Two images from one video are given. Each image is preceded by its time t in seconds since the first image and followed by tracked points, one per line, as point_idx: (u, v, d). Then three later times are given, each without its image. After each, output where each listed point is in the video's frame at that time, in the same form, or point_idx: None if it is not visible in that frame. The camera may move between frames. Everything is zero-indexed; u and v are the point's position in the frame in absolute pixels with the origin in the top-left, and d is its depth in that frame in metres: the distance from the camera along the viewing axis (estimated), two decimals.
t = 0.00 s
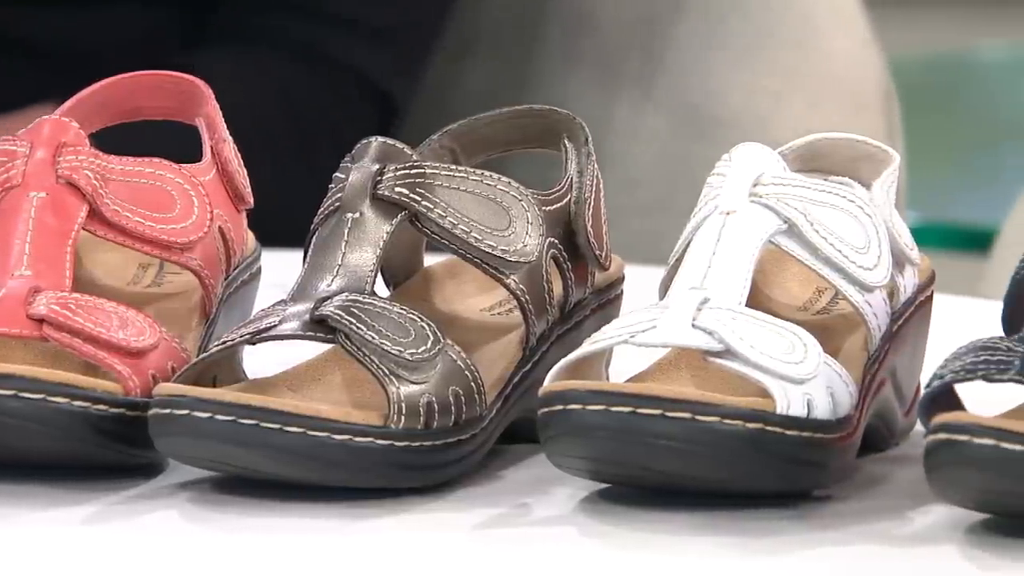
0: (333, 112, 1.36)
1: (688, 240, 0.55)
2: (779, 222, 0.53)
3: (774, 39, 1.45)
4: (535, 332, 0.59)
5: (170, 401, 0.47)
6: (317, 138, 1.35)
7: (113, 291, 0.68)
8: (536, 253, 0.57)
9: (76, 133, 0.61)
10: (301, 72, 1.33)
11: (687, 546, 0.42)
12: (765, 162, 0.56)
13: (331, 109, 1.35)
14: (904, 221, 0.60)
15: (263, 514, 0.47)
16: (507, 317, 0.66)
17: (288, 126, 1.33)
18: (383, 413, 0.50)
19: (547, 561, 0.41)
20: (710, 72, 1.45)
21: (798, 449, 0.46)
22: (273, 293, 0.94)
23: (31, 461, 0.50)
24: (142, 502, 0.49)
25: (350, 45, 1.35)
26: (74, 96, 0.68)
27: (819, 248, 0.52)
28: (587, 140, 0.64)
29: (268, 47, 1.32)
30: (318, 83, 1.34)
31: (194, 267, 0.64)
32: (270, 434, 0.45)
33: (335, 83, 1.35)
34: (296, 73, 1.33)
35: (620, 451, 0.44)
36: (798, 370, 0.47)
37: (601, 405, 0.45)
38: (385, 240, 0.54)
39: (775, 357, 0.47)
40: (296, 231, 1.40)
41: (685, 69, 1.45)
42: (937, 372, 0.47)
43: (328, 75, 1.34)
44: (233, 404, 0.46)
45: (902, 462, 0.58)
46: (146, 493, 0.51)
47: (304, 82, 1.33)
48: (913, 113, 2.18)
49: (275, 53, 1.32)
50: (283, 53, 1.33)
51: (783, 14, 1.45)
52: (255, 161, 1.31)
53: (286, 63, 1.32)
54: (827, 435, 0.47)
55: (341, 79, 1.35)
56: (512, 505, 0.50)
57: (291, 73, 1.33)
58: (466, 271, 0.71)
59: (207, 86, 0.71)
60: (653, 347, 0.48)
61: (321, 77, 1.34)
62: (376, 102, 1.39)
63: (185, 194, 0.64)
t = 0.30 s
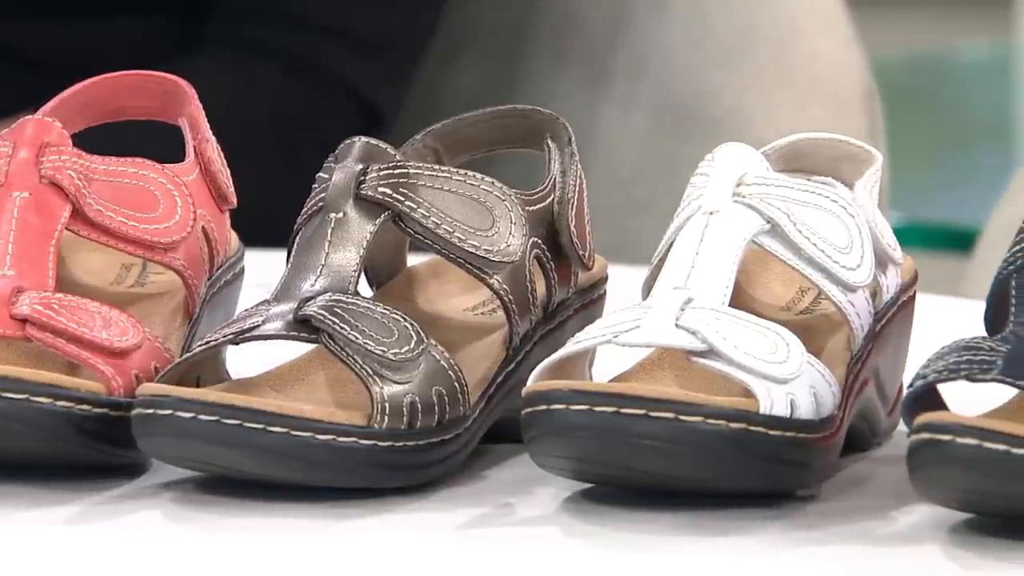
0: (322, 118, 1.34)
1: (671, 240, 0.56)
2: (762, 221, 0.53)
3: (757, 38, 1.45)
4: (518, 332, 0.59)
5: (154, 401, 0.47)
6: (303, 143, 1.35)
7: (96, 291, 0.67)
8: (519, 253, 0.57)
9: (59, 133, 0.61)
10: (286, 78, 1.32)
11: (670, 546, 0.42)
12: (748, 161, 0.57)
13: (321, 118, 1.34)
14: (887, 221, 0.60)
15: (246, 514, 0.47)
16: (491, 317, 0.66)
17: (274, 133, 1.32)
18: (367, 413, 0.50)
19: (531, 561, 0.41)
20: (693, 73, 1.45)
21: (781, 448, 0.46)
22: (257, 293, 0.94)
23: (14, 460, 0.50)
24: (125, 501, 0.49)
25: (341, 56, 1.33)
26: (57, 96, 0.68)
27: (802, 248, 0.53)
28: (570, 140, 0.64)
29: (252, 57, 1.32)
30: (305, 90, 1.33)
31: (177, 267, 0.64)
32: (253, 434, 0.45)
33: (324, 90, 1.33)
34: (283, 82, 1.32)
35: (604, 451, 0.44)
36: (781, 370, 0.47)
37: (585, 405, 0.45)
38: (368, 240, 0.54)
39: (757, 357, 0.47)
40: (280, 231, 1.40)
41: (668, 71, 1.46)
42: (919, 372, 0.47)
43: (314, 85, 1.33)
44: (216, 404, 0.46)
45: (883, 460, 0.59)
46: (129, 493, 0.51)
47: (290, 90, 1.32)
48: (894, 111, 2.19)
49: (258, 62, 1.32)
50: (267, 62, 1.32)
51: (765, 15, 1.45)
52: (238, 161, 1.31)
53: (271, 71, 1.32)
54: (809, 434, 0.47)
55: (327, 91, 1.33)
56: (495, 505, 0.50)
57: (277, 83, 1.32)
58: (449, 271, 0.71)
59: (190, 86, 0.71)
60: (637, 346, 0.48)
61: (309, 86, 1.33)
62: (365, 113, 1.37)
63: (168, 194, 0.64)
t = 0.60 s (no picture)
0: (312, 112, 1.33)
1: (658, 240, 0.56)
2: (749, 221, 0.53)
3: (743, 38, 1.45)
4: (505, 332, 0.59)
5: (140, 401, 0.47)
6: (306, 128, 1.32)
7: (82, 291, 0.67)
8: (506, 253, 0.57)
9: (46, 134, 0.61)
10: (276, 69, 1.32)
11: (657, 546, 0.43)
12: (734, 161, 0.57)
13: (322, 100, 1.33)
14: (873, 221, 0.60)
15: (233, 514, 0.47)
16: (478, 317, 0.66)
17: (276, 117, 1.31)
18: (353, 413, 0.50)
19: (518, 561, 0.41)
20: (680, 71, 1.46)
21: (767, 447, 0.46)
22: (244, 293, 0.94)
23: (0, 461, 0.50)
24: (111, 501, 0.49)
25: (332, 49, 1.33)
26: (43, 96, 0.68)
27: (788, 248, 0.53)
28: (557, 140, 0.64)
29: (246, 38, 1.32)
30: (303, 69, 1.31)
31: (164, 267, 0.64)
32: (240, 434, 0.45)
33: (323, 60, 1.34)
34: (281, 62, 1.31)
35: (590, 451, 0.45)
36: (768, 370, 0.47)
37: (572, 405, 0.45)
38: (355, 240, 0.54)
39: (744, 357, 0.47)
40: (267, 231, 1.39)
41: (654, 70, 1.46)
42: (905, 373, 0.47)
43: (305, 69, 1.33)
44: (203, 404, 0.46)
45: (869, 460, 0.59)
46: (115, 493, 0.51)
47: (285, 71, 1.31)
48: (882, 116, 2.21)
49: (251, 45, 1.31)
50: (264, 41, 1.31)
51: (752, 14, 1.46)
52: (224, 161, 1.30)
53: (267, 50, 1.31)
54: (796, 433, 0.47)
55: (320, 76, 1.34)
56: (482, 505, 0.50)
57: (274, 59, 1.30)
58: (436, 271, 0.71)
59: (177, 86, 0.71)
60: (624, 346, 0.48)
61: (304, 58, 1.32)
62: (361, 101, 1.36)
63: (155, 194, 0.64)
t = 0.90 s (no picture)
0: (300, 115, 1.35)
1: (645, 240, 0.56)
2: (735, 221, 0.54)
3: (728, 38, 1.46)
4: (492, 332, 0.59)
5: (126, 401, 0.47)
6: (295, 127, 1.35)
7: (67, 290, 0.67)
8: (493, 253, 0.57)
9: (32, 133, 0.61)
10: (261, 69, 1.31)
11: (643, 545, 0.43)
12: (721, 162, 0.57)
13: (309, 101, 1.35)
14: (859, 221, 0.61)
15: (219, 515, 0.47)
16: (464, 317, 0.66)
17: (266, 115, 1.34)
18: (340, 413, 0.49)
19: (504, 561, 0.41)
20: (666, 72, 1.46)
21: (754, 447, 0.46)
22: (230, 293, 0.94)
23: None
24: (97, 502, 0.49)
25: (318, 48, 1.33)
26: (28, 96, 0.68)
27: (775, 247, 0.53)
28: (544, 140, 0.64)
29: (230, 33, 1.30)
30: (289, 68, 1.33)
31: (150, 267, 0.63)
32: (226, 434, 0.45)
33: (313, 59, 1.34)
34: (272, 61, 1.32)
35: (577, 450, 0.45)
36: (754, 370, 0.47)
37: (558, 404, 0.45)
38: (341, 240, 0.54)
39: (731, 356, 0.47)
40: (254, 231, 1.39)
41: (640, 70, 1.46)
42: (892, 373, 0.47)
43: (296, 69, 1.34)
44: (189, 404, 0.46)
45: (855, 460, 0.59)
46: (101, 493, 0.50)
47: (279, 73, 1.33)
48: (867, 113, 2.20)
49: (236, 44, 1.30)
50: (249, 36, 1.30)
51: (737, 14, 1.46)
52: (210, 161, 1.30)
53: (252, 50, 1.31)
54: (782, 433, 0.48)
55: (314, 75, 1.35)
56: (469, 505, 0.50)
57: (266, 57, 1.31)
58: (422, 271, 0.71)
59: (163, 86, 0.70)
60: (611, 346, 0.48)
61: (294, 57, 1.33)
62: (344, 97, 1.38)
63: (141, 195, 0.64)
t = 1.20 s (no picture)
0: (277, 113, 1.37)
1: (633, 240, 0.56)
2: (723, 221, 0.54)
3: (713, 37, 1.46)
4: (479, 332, 0.59)
5: (113, 401, 0.47)
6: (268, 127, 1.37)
7: (54, 290, 0.66)
8: (480, 253, 0.57)
9: (19, 133, 0.61)
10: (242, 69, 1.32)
11: (631, 545, 0.43)
12: (708, 161, 0.57)
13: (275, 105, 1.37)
14: (846, 222, 0.61)
15: (207, 514, 0.47)
16: (452, 317, 0.66)
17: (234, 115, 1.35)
18: (327, 413, 0.49)
19: (492, 561, 0.41)
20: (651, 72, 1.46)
21: (741, 447, 0.46)
22: (218, 293, 0.93)
23: None
24: (85, 501, 0.49)
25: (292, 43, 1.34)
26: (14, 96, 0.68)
27: (762, 247, 0.53)
28: (531, 140, 0.65)
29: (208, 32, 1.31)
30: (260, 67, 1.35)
31: (137, 267, 0.63)
32: (214, 434, 0.45)
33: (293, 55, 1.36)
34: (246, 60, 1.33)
35: (564, 450, 0.45)
36: (742, 370, 0.48)
37: (546, 404, 0.45)
38: (329, 240, 0.54)
39: (718, 356, 0.48)
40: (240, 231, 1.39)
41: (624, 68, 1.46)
42: (879, 373, 0.48)
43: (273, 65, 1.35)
44: (176, 404, 0.45)
45: (842, 459, 0.59)
46: (89, 494, 0.50)
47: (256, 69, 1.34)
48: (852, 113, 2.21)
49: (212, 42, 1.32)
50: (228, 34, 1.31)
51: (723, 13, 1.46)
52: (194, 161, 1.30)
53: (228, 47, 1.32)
54: (768, 433, 0.48)
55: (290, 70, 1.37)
56: (457, 504, 0.50)
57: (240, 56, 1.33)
58: (409, 271, 0.72)
59: (149, 85, 0.70)
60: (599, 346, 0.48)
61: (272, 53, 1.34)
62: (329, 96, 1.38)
63: (128, 195, 0.64)
